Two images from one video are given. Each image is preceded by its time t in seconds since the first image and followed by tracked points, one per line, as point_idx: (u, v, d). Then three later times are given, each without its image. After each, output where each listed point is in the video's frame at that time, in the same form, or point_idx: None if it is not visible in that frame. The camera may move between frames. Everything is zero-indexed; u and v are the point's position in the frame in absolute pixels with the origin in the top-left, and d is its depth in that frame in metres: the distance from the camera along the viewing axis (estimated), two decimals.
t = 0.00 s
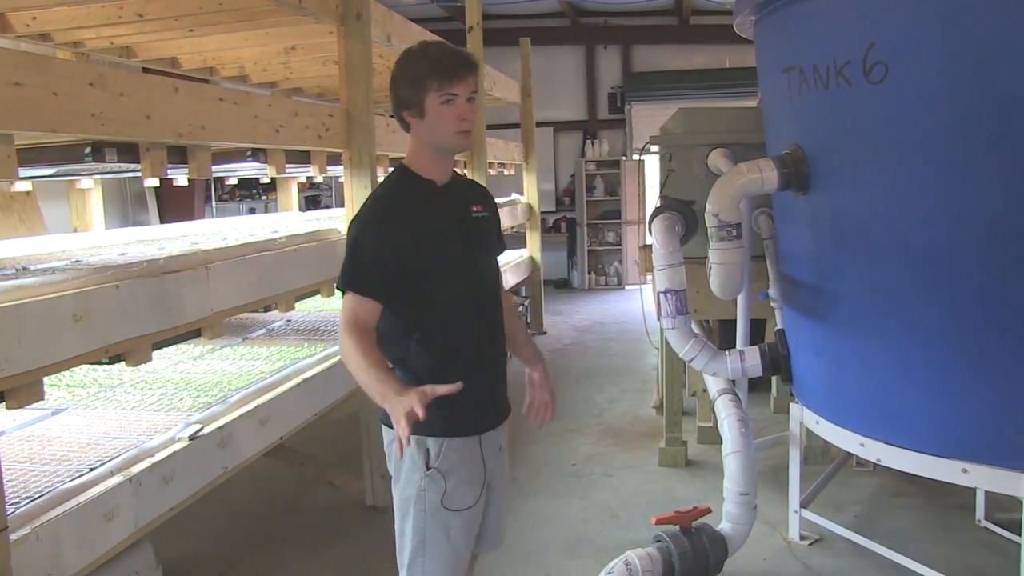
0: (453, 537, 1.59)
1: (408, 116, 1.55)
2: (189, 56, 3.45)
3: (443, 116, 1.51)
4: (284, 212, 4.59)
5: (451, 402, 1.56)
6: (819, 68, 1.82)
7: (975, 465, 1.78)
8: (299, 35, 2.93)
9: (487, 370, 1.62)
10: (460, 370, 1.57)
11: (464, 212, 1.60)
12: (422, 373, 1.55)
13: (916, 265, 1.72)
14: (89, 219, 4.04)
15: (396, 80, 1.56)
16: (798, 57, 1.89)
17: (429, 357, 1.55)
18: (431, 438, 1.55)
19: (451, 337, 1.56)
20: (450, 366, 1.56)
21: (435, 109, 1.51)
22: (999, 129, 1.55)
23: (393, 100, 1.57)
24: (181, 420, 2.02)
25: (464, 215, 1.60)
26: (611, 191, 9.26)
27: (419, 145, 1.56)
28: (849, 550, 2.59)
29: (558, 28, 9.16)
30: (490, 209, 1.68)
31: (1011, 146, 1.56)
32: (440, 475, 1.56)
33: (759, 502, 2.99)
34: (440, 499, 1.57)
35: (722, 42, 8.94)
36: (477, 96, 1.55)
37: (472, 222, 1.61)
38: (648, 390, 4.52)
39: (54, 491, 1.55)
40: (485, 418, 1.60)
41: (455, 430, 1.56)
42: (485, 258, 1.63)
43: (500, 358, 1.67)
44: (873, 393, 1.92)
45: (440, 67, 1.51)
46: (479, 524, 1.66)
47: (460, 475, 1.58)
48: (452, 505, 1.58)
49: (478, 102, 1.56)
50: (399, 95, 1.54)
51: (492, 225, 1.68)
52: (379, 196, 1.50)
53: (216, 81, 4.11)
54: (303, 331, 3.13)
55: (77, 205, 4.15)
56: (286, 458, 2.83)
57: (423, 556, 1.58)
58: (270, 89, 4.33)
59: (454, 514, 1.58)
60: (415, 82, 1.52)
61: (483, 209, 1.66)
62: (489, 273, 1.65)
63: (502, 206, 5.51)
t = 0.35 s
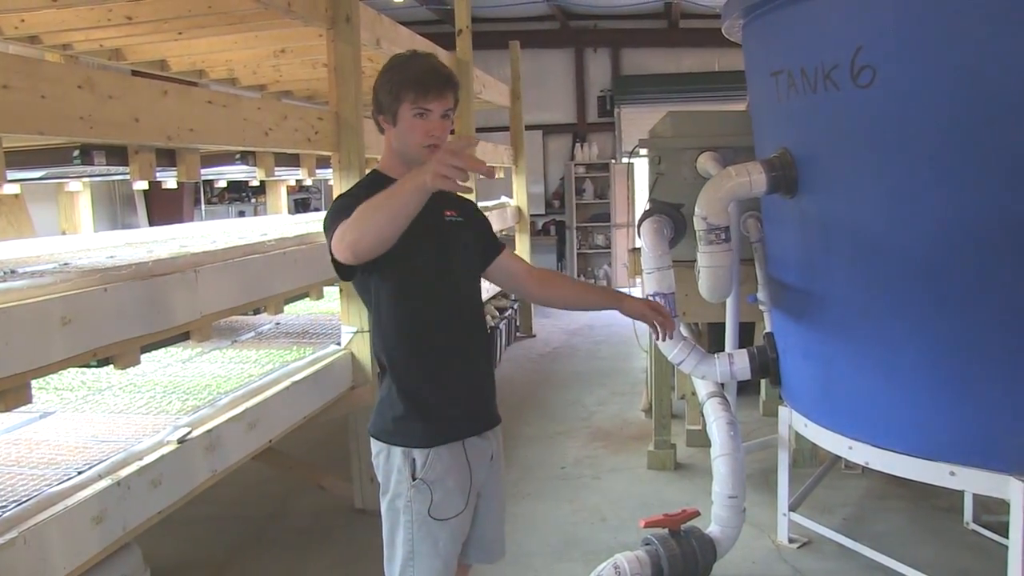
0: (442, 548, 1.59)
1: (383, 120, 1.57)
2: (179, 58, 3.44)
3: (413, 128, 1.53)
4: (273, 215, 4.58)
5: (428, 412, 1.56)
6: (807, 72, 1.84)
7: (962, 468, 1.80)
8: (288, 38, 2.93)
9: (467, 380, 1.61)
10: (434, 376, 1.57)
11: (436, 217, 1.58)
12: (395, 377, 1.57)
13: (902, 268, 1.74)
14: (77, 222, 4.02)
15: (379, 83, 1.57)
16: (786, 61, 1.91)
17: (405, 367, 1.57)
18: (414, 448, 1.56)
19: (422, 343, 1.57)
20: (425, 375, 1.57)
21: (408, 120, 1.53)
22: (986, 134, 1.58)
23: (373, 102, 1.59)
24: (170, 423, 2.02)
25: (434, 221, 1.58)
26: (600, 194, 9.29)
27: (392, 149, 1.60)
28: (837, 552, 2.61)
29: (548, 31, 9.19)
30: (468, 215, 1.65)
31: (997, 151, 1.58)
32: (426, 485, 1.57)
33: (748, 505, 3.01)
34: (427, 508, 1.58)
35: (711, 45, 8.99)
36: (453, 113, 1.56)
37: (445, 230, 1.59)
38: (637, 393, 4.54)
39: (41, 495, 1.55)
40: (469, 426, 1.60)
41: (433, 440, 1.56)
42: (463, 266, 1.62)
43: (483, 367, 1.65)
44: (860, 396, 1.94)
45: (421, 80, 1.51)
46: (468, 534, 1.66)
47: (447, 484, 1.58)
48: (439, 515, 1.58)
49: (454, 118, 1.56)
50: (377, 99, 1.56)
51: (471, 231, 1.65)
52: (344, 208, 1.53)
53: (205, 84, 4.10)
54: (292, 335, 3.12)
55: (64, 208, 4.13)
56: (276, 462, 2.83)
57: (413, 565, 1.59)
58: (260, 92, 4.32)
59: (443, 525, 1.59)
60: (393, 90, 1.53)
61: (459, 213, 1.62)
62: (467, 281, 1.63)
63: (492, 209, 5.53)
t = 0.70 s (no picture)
0: (437, 551, 1.59)
1: (395, 121, 1.58)
2: (174, 61, 3.44)
3: (429, 129, 1.55)
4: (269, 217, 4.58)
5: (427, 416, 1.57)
6: (801, 75, 1.85)
7: (958, 470, 1.80)
8: (283, 40, 2.93)
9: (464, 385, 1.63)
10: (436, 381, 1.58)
11: (442, 223, 1.64)
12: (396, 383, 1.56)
13: (897, 270, 1.75)
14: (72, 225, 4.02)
15: (392, 86, 1.57)
16: (781, 64, 1.91)
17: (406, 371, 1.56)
18: (413, 452, 1.56)
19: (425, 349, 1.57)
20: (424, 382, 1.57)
21: (424, 121, 1.55)
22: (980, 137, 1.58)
23: (385, 104, 1.59)
24: (165, 426, 2.02)
25: (442, 226, 1.63)
26: (596, 196, 9.30)
27: (401, 152, 1.60)
28: (833, 554, 2.61)
29: (543, 34, 9.20)
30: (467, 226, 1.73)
31: (991, 154, 1.58)
32: (420, 488, 1.57)
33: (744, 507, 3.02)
34: (421, 511, 1.58)
35: (706, 48, 9.01)
36: (464, 112, 1.59)
37: (450, 233, 1.65)
38: (633, 395, 4.54)
39: (36, 498, 1.54)
40: (467, 430, 1.61)
41: (432, 444, 1.56)
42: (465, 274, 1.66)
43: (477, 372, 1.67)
44: (855, 397, 1.95)
45: (437, 82, 1.54)
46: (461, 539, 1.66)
47: (441, 487, 1.58)
48: (435, 518, 1.58)
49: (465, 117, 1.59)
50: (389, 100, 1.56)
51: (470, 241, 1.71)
52: (354, 209, 1.49)
53: (201, 87, 4.10)
54: (287, 337, 3.12)
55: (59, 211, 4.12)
56: (271, 465, 2.83)
57: (407, 568, 1.59)
58: (255, 95, 4.31)
59: (437, 529, 1.59)
60: (410, 90, 1.53)
61: (461, 223, 1.70)
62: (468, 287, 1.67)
63: (487, 212, 5.53)
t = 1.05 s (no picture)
0: (428, 550, 1.60)
1: (423, 119, 1.59)
2: (168, 63, 3.44)
3: (460, 123, 1.62)
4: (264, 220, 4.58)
5: (420, 419, 1.57)
6: (795, 76, 1.85)
7: (951, 470, 1.81)
8: (278, 42, 2.93)
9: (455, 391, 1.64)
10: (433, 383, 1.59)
11: (445, 224, 1.64)
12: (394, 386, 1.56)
13: (890, 271, 1.75)
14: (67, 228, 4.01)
15: (414, 84, 1.59)
16: (774, 65, 1.92)
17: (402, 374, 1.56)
18: (407, 452, 1.56)
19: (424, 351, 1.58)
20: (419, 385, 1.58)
21: (456, 117, 1.61)
22: (973, 138, 1.59)
23: (405, 103, 1.59)
24: (159, 428, 2.01)
25: (444, 228, 1.63)
26: (591, 198, 9.31)
27: (426, 148, 1.62)
28: (827, 555, 2.62)
29: (538, 36, 9.21)
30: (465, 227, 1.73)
31: (985, 154, 1.59)
32: (414, 487, 1.57)
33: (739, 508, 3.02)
34: (413, 510, 1.58)
35: (701, 49, 9.03)
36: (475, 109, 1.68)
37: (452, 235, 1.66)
38: (629, 397, 4.55)
39: (29, 501, 1.54)
40: (459, 432, 1.63)
41: (425, 446, 1.57)
42: (462, 277, 1.68)
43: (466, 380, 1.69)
44: (849, 398, 1.96)
45: (463, 79, 1.62)
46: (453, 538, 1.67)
47: (433, 487, 1.59)
48: (426, 517, 1.59)
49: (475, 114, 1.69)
50: (416, 98, 1.58)
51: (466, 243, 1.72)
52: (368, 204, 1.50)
53: (196, 89, 4.10)
54: (282, 340, 3.11)
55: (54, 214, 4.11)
56: (266, 467, 2.82)
57: (398, 567, 1.59)
58: (250, 97, 4.31)
59: (428, 528, 1.59)
60: (439, 87, 1.58)
61: (460, 223, 1.70)
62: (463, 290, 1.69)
63: (483, 214, 5.53)
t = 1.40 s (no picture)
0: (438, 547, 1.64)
1: (407, 117, 1.60)
2: (155, 65, 3.42)
3: (438, 120, 1.65)
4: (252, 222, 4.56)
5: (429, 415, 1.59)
6: (782, 79, 1.86)
7: (936, 470, 1.83)
8: (266, 44, 2.92)
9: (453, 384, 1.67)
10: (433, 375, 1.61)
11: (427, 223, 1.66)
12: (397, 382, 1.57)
13: (878, 272, 1.76)
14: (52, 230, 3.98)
15: (399, 82, 1.58)
16: (761, 68, 1.93)
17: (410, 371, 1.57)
18: (415, 450, 1.58)
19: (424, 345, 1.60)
20: (427, 380, 1.60)
21: (433, 115, 1.65)
22: (957, 141, 1.60)
23: (391, 100, 1.58)
24: (146, 432, 2.00)
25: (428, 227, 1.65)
26: (580, 201, 9.34)
27: (407, 148, 1.63)
28: (815, 555, 2.63)
29: (527, 38, 9.23)
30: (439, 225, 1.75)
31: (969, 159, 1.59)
32: (423, 486, 1.61)
33: (728, 509, 3.03)
34: (423, 510, 1.62)
35: (689, 52, 9.07)
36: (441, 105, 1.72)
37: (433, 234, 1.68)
38: (617, 399, 4.56)
39: (14, 507, 1.53)
40: (456, 424, 1.66)
41: (432, 443, 1.60)
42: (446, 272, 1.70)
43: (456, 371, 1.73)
44: (836, 399, 1.97)
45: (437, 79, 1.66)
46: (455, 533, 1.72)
47: (441, 485, 1.64)
48: (435, 515, 1.64)
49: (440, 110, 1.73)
50: (403, 95, 1.58)
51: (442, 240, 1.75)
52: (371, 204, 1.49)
53: (183, 91, 4.08)
54: (270, 342, 3.10)
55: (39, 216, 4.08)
56: (254, 471, 2.81)
57: (409, 567, 1.62)
58: (238, 99, 4.30)
59: (437, 525, 1.64)
60: (422, 85, 1.60)
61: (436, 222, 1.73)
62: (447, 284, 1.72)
63: (472, 216, 5.54)
